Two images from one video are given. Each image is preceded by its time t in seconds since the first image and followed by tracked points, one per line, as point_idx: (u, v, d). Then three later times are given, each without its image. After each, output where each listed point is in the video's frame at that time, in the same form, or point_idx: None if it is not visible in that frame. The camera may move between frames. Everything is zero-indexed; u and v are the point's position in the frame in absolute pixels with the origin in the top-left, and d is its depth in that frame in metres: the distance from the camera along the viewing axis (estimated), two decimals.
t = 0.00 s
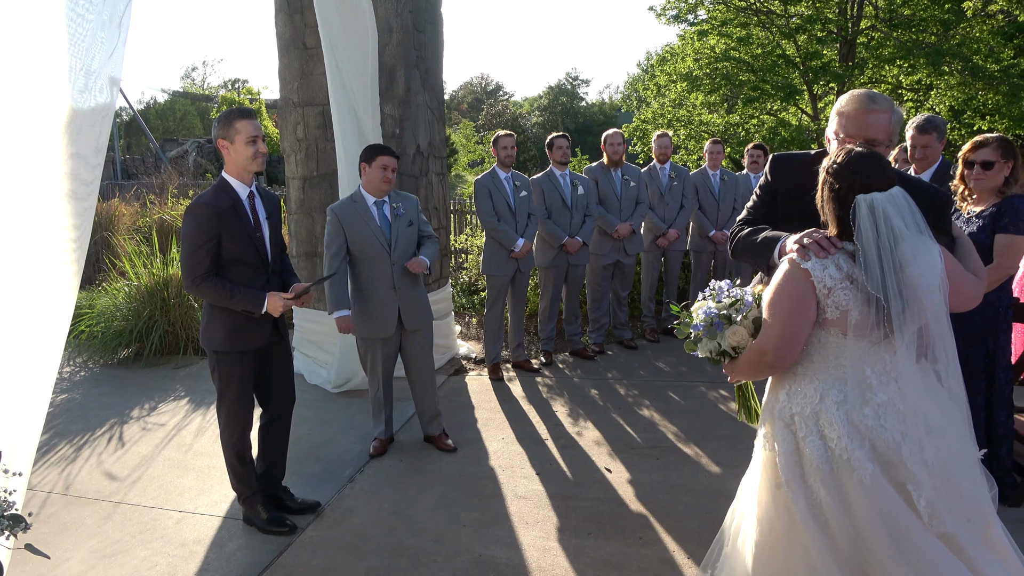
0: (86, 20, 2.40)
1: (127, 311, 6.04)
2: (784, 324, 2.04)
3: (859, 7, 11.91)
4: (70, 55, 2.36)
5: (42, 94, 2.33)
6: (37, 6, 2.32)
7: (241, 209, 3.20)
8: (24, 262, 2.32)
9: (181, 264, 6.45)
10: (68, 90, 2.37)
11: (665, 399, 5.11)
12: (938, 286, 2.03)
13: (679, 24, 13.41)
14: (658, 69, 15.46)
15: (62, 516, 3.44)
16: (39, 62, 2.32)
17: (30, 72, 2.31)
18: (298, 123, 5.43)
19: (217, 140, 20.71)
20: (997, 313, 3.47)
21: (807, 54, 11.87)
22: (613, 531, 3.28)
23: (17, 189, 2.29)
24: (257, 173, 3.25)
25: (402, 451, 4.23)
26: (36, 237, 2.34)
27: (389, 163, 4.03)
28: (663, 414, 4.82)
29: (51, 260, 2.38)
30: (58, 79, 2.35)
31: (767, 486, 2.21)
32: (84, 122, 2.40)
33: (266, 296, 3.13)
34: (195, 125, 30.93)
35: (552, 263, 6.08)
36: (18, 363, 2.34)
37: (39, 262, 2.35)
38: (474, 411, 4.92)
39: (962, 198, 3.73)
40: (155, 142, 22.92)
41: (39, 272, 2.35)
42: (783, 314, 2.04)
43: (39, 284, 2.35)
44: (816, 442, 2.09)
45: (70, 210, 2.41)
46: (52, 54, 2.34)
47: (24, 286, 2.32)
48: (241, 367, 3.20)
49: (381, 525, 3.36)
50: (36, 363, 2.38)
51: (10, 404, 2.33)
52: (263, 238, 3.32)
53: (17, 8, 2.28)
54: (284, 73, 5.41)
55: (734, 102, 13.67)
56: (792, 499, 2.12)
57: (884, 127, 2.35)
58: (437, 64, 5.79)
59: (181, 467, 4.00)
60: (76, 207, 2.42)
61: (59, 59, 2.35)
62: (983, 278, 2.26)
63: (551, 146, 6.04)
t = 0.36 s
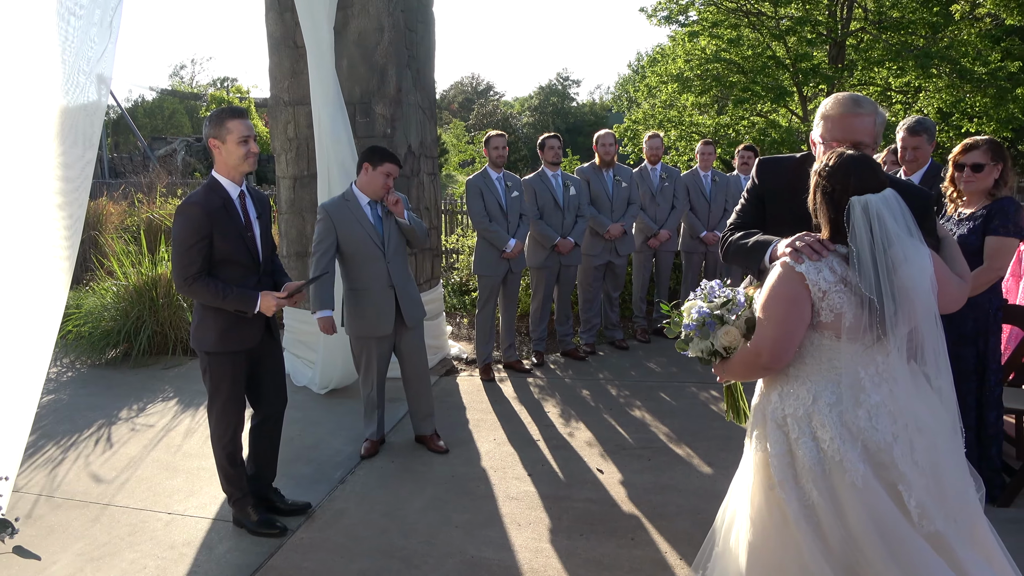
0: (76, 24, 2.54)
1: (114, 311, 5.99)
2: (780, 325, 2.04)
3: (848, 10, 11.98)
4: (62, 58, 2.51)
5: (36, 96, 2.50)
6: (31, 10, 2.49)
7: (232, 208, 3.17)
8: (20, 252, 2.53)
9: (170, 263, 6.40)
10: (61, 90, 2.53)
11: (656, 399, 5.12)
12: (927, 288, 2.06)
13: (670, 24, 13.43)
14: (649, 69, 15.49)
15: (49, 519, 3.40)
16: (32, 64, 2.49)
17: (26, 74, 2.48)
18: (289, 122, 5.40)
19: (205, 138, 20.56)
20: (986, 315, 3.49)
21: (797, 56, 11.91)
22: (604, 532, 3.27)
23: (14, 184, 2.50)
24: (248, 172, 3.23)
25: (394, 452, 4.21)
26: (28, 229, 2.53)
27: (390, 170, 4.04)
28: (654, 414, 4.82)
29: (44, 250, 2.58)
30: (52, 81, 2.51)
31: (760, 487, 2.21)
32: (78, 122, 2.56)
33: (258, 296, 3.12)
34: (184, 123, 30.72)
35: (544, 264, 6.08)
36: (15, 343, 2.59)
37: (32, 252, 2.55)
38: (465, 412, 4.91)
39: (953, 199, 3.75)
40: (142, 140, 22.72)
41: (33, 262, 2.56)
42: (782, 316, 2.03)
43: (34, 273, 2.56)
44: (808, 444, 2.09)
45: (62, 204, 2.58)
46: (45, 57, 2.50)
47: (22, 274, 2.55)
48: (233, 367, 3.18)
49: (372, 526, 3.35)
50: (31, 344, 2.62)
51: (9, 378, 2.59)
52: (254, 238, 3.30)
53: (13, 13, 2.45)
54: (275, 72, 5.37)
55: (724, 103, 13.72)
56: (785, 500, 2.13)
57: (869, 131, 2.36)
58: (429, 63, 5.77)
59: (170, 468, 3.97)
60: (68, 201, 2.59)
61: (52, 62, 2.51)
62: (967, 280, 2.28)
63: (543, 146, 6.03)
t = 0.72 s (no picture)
0: (65, 23, 2.53)
1: (109, 312, 5.95)
2: (777, 324, 2.03)
3: (842, 10, 12.02)
4: (53, 55, 2.49)
5: (31, 95, 2.49)
6: (27, 8, 2.46)
7: (228, 209, 3.15)
8: (17, 252, 2.53)
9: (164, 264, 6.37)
10: (52, 90, 2.52)
11: (653, 399, 5.12)
12: (923, 283, 2.06)
13: (665, 25, 13.44)
14: (643, 69, 15.50)
15: (43, 522, 3.38)
16: (29, 63, 2.48)
17: (19, 72, 2.47)
18: (284, 123, 5.37)
19: (199, 139, 20.47)
20: (982, 314, 3.50)
21: (791, 56, 11.94)
22: (602, 533, 3.27)
23: (12, 184, 2.49)
24: (243, 174, 3.21)
25: (390, 453, 4.20)
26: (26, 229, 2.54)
27: (386, 169, 4.01)
28: (651, 415, 4.82)
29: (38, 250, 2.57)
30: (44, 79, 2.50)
31: (760, 487, 2.20)
32: (68, 121, 2.56)
33: (256, 294, 3.12)
34: (178, 124, 30.62)
35: (540, 264, 6.07)
36: (12, 342, 2.58)
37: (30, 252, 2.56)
38: (462, 412, 4.90)
39: (949, 198, 3.76)
40: (136, 141, 22.63)
41: (28, 258, 2.56)
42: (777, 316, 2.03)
43: (30, 272, 2.56)
44: (809, 442, 2.10)
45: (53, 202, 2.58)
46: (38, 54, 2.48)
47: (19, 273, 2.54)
48: (229, 368, 3.16)
49: (369, 528, 3.34)
50: (25, 342, 2.61)
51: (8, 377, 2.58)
52: (249, 238, 3.28)
53: (9, 10, 2.43)
54: (269, 72, 5.34)
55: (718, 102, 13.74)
56: (786, 499, 2.12)
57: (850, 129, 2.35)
58: (424, 63, 5.75)
59: (165, 471, 3.95)
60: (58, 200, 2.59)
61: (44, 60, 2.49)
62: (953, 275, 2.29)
63: (539, 146, 6.02)
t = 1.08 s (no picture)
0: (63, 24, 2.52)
1: (107, 315, 5.94)
2: (788, 321, 2.02)
3: (838, 10, 12.04)
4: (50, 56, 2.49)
5: (27, 95, 2.48)
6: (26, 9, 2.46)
7: (224, 211, 3.15)
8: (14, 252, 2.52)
9: (162, 267, 6.35)
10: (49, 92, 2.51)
11: (652, 399, 5.12)
12: (928, 281, 2.10)
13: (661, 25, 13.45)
14: (640, 70, 15.51)
15: (43, 526, 3.37)
16: (24, 66, 2.47)
17: (18, 74, 2.47)
18: (282, 124, 5.36)
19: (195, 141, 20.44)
20: (981, 313, 3.51)
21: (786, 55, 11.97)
22: (604, 534, 3.27)
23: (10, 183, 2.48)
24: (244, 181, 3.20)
25: (391, 455, 4.19)
26: (21, 229, 2.52)
27: (385, 166, 4.00)
28: (651, 415, 4.82)
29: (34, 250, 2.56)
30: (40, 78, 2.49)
31: (767, 484, 2.20)
32: (63, 121, 2.54)
33: (258, 292, 3.09)
34: (174, 126, 30.56)
35: (539, 265, 6.07)
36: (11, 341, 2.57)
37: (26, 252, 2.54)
38: (462, 414, 4.90)
39: (948, 197, 3.77)
40: (132, 143, 22.60)
41: (27, 260, 2.55)
42: (789, 314, 2.02)
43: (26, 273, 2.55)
44: (819, 439, 2.10)
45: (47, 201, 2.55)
46: (35, 53, 2.47)
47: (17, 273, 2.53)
48: (227, 369, 3.15)
49: (370, 530, 3.33)
50: (25, 344, 2.60)
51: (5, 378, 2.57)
52: (246, 240, 3.27)
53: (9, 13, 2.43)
54: (267, 73, 5.33)
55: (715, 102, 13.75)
56: (795, 497, 2.12)
57: (804, 120, 2.48)
58: (422, 64, 5.74)
59: (165, 474, 3.94)
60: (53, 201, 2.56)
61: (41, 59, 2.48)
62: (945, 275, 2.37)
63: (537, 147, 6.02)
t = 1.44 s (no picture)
0: (66, 20, 2.31)
1: (107, 315, 5.92)
2: (816, 323, 2.06)
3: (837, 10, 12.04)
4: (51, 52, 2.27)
5: (22, 97, 2.23)
6: (25, 5, 2.23)
7: (226, 211, 3.14)
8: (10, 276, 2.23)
9: (162, 267, 6.34)
10: (47, 92, 2.27)
11: (655, 399, 5.12)
12: (942, 283, 2.23)
13: (660, 25, 13.45)
14: (640, 70, 15.50)
15: (44, 527, 3.36)
16: (23, 61, 2.23)
17: (15, 71, 2.22)
18: (283, 124, 5.34)
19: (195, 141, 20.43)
20: (984, 312, 3.50)
21: (786, 56, 11.97)
22: (608, 534, 3.26)
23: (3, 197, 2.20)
24: (247, 180, 3.19)
25: (393, 455, 4.19)
26: (19, 249, 2.25)
27: (421, 163, 3.97)
28: (653, 415, 4.82)
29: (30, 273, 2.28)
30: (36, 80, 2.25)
31: (785, 489, 2.24)
32: (60, 126, 2.30)
33: (260, 292, 3.07)
34: (173, 126, 30.58)
35: (540, 265, 6.06)
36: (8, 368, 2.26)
37: (24, 274, 2.26)
38: (464, 414, 4.89)
39: (951, 196, 3.76)
40: (131, 144, 22.60)
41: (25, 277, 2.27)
42: (817, 320, 2.06)
43: (21, 298, 2.26)
44: (843, 441, 2.15)
45: (44, 216, 2.29)
46: (33, 49, 2.24)
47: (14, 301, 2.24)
48: (230, 369, 3.14)
49: (373, 531, 3.32)
50: (23, 372, 2.30)
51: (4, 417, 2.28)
52: (248, 240, 3.26)
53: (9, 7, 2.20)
54: (267, 74, 5.32)
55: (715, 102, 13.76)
56: (816, 500, 2.16)
57: (735, 122, 2.65)
58: (422, 64, 5.73)
59: (167, 475, 3.93)
60: (50, 217, 2.30)
61: (39, 58, 2.25)
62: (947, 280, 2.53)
63: (539, 147, 6.02)
